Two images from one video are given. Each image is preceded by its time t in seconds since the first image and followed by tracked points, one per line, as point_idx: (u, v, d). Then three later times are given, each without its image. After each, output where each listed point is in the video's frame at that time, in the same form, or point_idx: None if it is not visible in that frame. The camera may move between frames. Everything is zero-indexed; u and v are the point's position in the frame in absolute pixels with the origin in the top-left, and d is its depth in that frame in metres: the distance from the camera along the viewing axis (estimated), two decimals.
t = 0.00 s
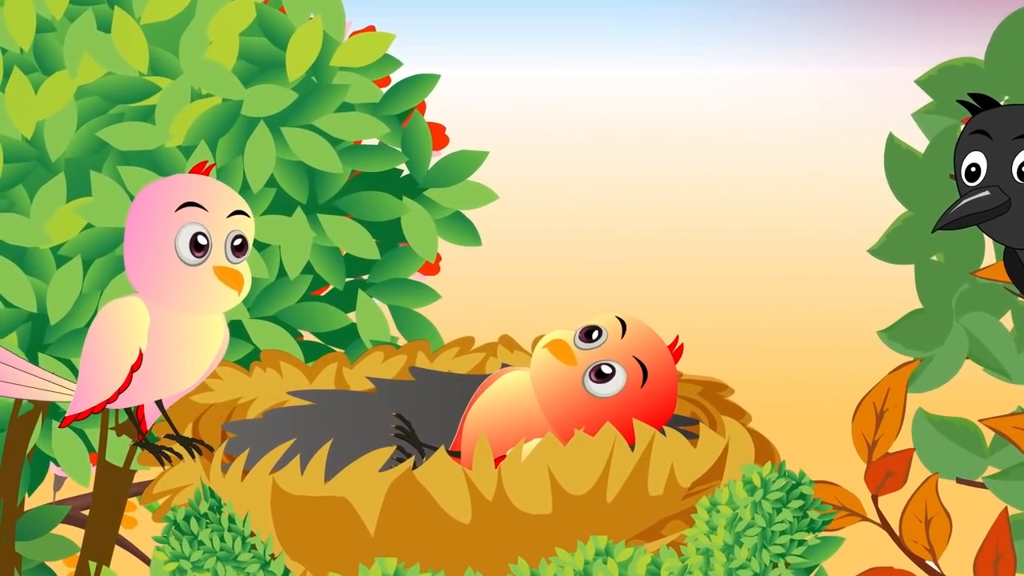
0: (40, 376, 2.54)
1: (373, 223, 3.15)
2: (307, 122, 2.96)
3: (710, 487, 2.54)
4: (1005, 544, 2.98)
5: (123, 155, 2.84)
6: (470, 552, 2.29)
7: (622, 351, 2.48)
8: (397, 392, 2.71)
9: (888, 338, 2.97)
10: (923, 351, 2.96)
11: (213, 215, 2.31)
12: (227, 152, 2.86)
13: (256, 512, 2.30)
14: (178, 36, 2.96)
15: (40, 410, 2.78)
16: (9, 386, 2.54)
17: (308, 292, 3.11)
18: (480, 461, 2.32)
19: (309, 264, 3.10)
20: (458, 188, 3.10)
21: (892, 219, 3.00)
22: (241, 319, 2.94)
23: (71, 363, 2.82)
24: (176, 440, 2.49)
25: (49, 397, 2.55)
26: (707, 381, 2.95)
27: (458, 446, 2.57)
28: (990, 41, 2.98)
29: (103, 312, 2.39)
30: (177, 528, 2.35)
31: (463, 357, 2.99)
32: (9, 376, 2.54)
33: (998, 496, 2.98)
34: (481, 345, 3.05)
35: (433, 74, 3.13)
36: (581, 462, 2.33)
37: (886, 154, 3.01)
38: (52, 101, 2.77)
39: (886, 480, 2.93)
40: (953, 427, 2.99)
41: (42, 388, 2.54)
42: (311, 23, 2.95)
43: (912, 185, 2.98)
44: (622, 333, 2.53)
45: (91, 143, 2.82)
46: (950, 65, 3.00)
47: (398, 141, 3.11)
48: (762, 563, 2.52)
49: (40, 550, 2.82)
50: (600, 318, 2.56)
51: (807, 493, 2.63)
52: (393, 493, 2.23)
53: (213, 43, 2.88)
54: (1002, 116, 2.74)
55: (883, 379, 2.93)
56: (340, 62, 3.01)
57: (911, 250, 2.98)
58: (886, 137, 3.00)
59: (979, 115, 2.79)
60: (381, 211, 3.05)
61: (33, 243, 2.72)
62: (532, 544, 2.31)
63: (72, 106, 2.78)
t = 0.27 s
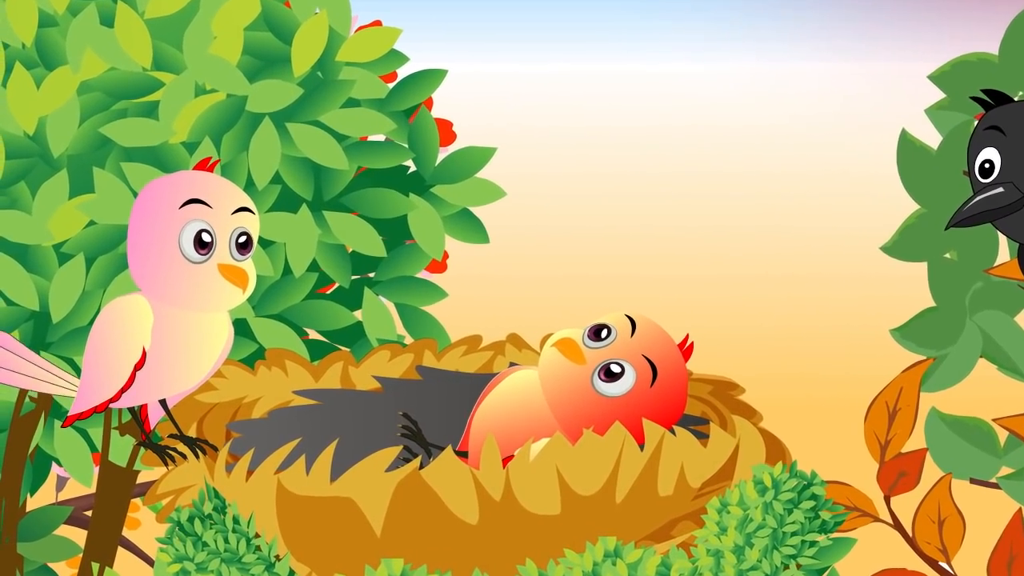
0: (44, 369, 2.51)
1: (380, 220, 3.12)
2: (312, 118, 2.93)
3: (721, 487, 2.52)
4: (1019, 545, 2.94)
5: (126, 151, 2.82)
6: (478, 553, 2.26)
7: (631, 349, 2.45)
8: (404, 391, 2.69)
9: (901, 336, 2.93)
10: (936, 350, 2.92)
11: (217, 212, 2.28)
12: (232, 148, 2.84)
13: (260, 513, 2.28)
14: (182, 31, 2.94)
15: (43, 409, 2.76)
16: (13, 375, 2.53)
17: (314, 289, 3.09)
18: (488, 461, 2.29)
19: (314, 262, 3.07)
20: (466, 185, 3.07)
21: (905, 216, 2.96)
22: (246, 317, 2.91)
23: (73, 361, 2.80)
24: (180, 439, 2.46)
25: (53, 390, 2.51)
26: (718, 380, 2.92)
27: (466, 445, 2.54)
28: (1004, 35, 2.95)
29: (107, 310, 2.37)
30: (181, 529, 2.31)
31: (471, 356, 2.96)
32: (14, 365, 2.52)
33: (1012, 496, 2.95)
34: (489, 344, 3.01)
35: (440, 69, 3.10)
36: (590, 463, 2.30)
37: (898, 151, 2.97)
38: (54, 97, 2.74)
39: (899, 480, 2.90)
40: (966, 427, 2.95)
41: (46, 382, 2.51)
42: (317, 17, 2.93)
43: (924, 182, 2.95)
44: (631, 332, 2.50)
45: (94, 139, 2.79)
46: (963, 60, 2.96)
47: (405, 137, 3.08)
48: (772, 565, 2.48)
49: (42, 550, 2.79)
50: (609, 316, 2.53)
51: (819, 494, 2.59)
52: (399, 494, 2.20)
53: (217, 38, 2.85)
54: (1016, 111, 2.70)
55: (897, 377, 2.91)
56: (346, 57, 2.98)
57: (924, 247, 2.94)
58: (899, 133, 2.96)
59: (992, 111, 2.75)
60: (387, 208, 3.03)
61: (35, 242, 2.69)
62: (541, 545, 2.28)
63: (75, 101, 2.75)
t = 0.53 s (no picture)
0: (45, 371, 2.48)
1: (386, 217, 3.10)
2: (317, 114, 2.91)
3: (731, 487, 2.48)
4: None
5: (129, 148, 2.79)
6: (485, 554, 2.23)
7: (640, 348, 2.42)
8: (410, 390, 2.66)
9: (914, 334, 2.89)
10: (950, 349, 2.88)
11: (221, 209, 2.26)
12: (236, 144, 2.82)
13: (265, 514, 2.24)
14: (186, 27, 2.91)
15: (45, 408, 2.73)
16: (13, 379, 2.50)
17: (319, 287, 3.06)
18: (495, 460, 2.27)
19: (320, 259, 3.05)
20: (473, 181, 3.04)
21: (918, 213, 2.92)
22: (250, 315, 2.88)
23: (75, 360, 2.77)
24: (184, 439, 2.43)
25: (55, 392, 2.48)
26: (728, 379, 2.89)
27: (473, 445, 2.51)
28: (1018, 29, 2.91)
29: (110, 308, 2.34)
30: (184, 529, 2.29)
31: (478, 354, 2.94)
32: (14, 369, 2.49)
33: None
34: (496, 342, 2.98)
35: (447, 64, 3.07)
36: (598, 463, 2.27)
37: (911, 146, 2.93)
38: (57, 91, 2.72)
39: (911, 480, 2.86)
40: (979, 426, 2.91)
41: (48, 384, 2.48)
42: (322, 12, 2.91)
43: (937, 178, 2.91)
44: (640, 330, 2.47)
45: (96, 135, 2.77)
46: (977, 55, 2.92)
47: (411, 133, 3.05)
48: (784, 566, 2.45)
49: (45, 551, 2.79)
50: (618, 314, 2.50)
51: (830, 494, 2.55)
52: (406, 494, 2.18)
53: (221, 33, 2.84)
54: None
55: (909, 376, 2.88)
56: (352, 52, 2.96)
57: (937, 244, 2.90)
58: (912, 128, 2.92)
59: (1004, 105, 2.72)
60: (394, 205, 2.99)
61: (37, 238, 2.67)
62: (549, 546, 2.25)
63: (77, 96, 2.74)
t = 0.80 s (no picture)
0: (46, 375, 2.46)
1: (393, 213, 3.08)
2: (323, 110, 2.88)
3: (743, 487, 2.44)
4: None
5: (133, 145, 2.76)
6: (493, 555, 2.20)
7: (650, 347, 2.38)
8: (417, 388, 2.63)
9: (927, 333, 2.86)
10: (964, 347, 2.85)
11: (226, 206, 2.24)
12: (241, 140, 2.79)
13: (270, 514, 2.22)
14: (191, 21, 2.89)
15: (48, 407, 2.70)
16: (14, 386, 2.47)
17: (325, 285, 3.04)
18: (504, 460, 2.23)
19: (325, 257, 3.02)
20: (481, 177, 3.01)
21: (931, 209, 2.89)
22: (255, 313, 2.86)
23: (77, 358, 2.75)
24: (188, 439, 2.39)
25: (57, 396, 2.46)
26: (739, 377, 2.85)
27: (481, 445, 2.49)
28: None
29: (113, 306, 2.32)
30: (188, 531, 2.25)
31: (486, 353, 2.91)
32: (14, 376, 2.47)
33: None
34: (504, 341, 2.95)
35: (455, 60, 3.04)
36: (608, 463, 2.24)
37: (924, 142, 2.90)
38: (59, 87, 2.70)
39: (924, 481, 2.82)
40: (994, 426, 2.88)
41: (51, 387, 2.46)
42: (328, 6, 2.88)
43: (951, 175, 2.87)
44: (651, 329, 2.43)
45: (99, 131, 2.74)
46: (992, 50, 2.88)
47: (418, 129, 3.02)
48: (795, 567, 2.41)
49: (48, 552, 2.77)
50: (628, 312, 2.46)
51: (842, 495, 2.52)
52: (413, 494, 2.14)
53: (226, 28, 2.81)
54: None
55: (922, 374, 2.84)
56: (359, 47, 2.93)
57: (951, 242, 2.87)
58: (925, 124, 2.89)
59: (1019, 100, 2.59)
60: (401, 201, 2.96)
61: (40, 235, 2.66)
62: (558, 547, 2.22)
63: (80, 93, 2.71)
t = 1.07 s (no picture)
0: (49, 380, 2.43)
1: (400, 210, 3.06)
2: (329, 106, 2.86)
3: (754, 488, 2.41)
4: None
5: (136, 140, 2.75)
6: (501, 557, 2.17)
7: (660, 346, 2.35)
8: (424, 387, 2.60)
9: (940, 331, 2.82)
10: (978, 346, 2.81)
11: (231, 203, 2.21)
12: (245, 136, 2.77)
13: (275, 515, 2.19)
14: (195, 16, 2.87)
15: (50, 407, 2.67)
16: (13, 392, 2.45)
17: (331, 282, 3.01)
18: (511, 461, 2.21)
19: (331, 255, 2.99)
20: (488, 173, 2.97)
21: (945, 206, 2.84)
22: (260, 311, 2.83)
23: (80, 356, 2.72)
24: (192, 438, 2.36)
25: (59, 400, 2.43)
26: (750, 377, 2.82)
27: (489, 445, 2.46)
28: None
29: (115, 304, 2.29)
30: (192, 532, 2.22)
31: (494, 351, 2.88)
32: (14, 382, 2.44)
33: None
34: (512, 339, 2.92)
35: (462, 54, 3.02)
36: (617, 463, 2.21)
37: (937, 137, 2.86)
38: (61, 81, 2.67)
39: (938, 481, 2.79)
40: (1009, 426, 2.84)
41: (53, 392, 2.43)
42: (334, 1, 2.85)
43: (965, 171, 2.83)
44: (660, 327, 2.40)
45: (102, 126, 2.72)
46: (1006, 45, 2.85)
47: (425, 124, 3.00)
48: (807, 568, 2.38)
49: (50, 553, 2.74)
50: (638, 310, 2.43)
51: (856, 495, 2.47)
52: (420, 494, 2.12)
53: (230, 22, 2.79)
54: None
55: (936, 373, 2.80)
56: (365, 41, 2.91)
57: (966, 238, 2.82)
58: (939, 119, 2.84)
59: None
60: (408, 198, 2.94)
61: (41, 232, 2.63)
62: (567, 549, 2.19)
63: (83, 88, 2.68)
